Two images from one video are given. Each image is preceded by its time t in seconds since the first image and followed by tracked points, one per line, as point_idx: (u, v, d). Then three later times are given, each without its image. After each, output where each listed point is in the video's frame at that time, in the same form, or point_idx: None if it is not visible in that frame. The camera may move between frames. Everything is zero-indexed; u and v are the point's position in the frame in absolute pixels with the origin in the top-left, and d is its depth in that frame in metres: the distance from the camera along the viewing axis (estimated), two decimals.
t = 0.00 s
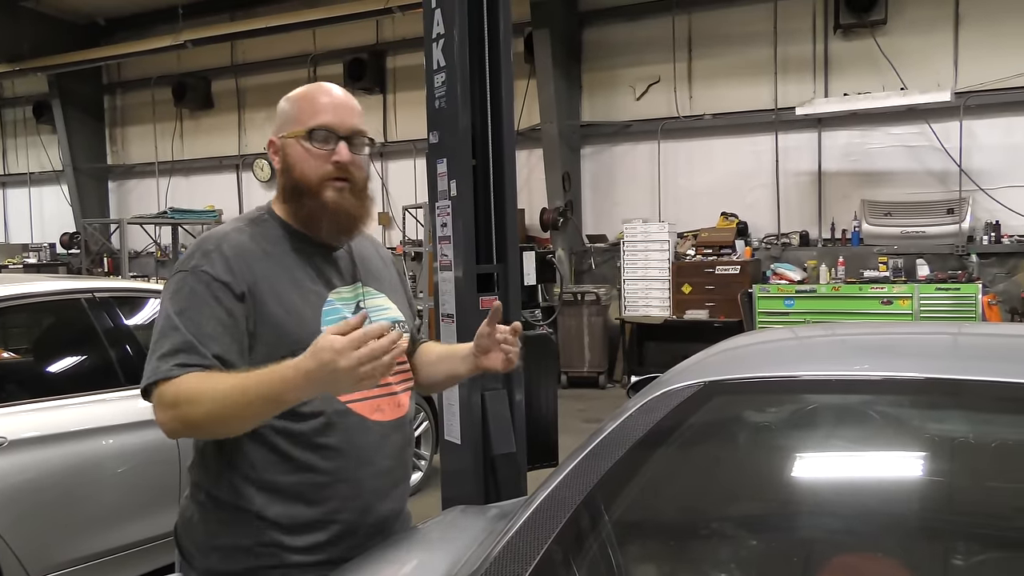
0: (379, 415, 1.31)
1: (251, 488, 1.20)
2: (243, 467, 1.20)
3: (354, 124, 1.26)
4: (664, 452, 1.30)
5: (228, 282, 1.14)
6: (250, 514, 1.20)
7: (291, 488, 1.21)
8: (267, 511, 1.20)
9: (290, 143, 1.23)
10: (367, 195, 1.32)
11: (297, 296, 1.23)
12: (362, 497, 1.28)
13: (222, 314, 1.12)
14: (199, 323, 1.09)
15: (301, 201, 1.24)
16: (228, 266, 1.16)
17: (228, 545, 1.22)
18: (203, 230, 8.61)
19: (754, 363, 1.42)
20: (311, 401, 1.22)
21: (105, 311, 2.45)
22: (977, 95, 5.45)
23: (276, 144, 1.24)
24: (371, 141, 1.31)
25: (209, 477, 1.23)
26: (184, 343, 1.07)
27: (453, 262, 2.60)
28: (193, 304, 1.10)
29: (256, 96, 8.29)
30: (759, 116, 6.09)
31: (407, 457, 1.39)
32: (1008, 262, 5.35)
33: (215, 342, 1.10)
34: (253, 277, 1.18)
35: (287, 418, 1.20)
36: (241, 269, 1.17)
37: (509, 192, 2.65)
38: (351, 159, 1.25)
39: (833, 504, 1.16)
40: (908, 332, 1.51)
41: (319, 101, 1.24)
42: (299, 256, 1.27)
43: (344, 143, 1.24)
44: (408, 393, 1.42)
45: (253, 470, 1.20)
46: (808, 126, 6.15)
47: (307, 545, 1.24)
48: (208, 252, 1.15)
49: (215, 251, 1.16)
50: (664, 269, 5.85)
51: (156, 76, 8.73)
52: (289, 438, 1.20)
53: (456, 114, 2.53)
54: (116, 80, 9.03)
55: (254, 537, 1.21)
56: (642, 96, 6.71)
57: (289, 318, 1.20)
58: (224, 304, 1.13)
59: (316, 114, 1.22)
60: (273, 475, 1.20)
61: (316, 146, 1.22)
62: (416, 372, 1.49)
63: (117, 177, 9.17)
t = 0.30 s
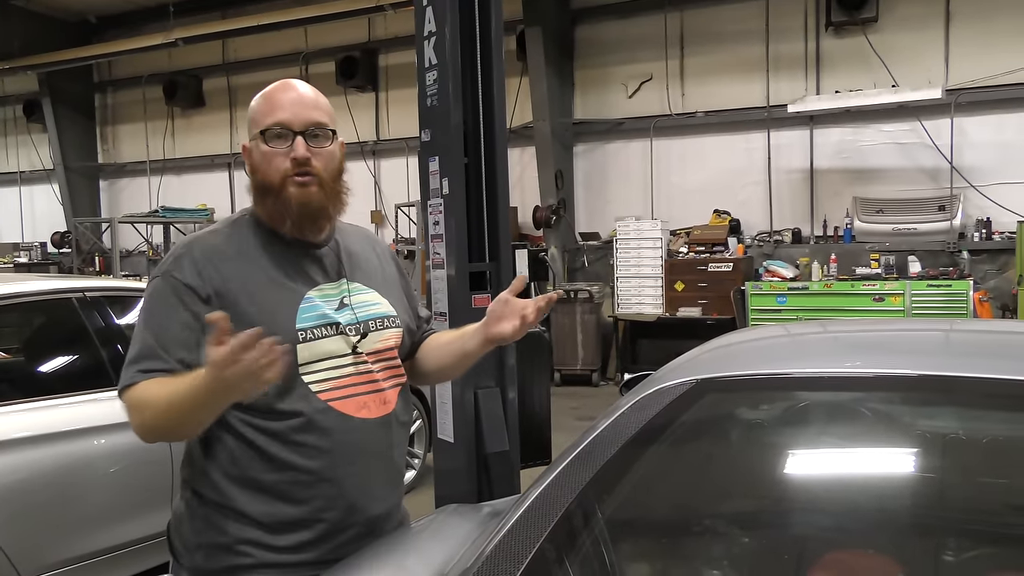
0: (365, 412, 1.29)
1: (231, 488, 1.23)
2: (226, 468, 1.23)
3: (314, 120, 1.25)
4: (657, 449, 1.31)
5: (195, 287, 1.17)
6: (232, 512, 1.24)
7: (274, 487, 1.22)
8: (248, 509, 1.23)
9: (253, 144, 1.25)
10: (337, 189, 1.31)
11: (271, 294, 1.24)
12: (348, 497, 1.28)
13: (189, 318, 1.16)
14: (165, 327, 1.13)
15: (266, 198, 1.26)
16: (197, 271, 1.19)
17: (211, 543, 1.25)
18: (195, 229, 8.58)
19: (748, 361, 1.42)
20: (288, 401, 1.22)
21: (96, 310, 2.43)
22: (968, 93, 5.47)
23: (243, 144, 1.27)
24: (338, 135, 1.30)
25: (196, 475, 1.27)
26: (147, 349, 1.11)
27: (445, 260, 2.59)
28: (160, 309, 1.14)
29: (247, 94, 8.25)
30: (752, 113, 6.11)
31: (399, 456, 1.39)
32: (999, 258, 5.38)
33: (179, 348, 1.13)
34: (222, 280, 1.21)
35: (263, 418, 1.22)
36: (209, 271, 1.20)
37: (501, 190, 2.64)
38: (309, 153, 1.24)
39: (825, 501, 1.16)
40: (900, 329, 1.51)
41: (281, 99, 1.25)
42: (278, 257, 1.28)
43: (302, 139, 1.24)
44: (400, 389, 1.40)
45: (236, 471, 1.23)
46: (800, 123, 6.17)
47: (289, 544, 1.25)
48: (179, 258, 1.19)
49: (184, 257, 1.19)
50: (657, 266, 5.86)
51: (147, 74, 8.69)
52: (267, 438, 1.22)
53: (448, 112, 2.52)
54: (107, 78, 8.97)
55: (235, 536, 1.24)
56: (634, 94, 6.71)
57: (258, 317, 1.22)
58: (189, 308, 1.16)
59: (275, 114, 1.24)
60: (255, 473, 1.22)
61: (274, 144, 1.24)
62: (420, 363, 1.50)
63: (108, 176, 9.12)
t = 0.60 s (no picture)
0: (358, 414, 1.29)
1: (226, 488, 1.24)
2: (222, 467, 1.24)
3: (306, 118, 1.25)
4: (653, 447, 1.31)
5: (180, 292, 1.18)
6: (226, 511, 1.24)
7: (269, 488, 1.23)
8: (241, 509, 1.23)
9: (245, 142, 1.25)
10: (329, 186, 1.31)
11: (260, 295, 1.23)
12: (342, 498, 1.27)
13: (172, 325, 1.17)
14: (148, 335, 1.15)
15: (259, 199, 1.26)
16: (185, 276, 1.20)
17: (205, 543, 1.25)
18: (191, 229, 8.56)
19: (743, 360, 1.42)
20: (282, 402, 1.23)
21: (91, 311, 2.42)
22: (963, 92, 5.48)
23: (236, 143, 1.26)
24: (331, 134, 1.30)
25: (191, 474, 1.27)
26: (130, 356, 1.13)
27: (441, 260, 2.59)
28: (144, 317, 1.16)
29: (242, 93, 8.22)
30: (747, 112, 6.10)
31: (395, 455, 1.38)
32: (994, 257, 5.40)
33: (159, 354, 1.15)
34: (209, 283, 1.20)
35: (257, 419, 1.23)
36: (196, 275, 1.20)
37: (497, 189, 2.64)
38: (300, 152, 1.24)
39: (820, 500, 1.16)
40: (896, 327, 1.51)
41: (274, 97, 1.24)
42: (272, 257, 1.28)
43: (293, 137, 1.24)
44: (395, 390, 1.39)
45: (231, 471, 1.23)
46: (796, 122, 6.18)
47: (282, 546, 1.25)
48: (169, 263, 1.20)
49: (174, 263, 1.21)
50: (653, 265, 5.86)
51: (142, 74, 8.66)
52: (261, 438, 1.23)
53: (443, 112, 2.51)
54: (101, 78, 8.94)
55: (228, 536, 1.24)
56: (630, 93, 6.71)
57: (244, 320, 1.21)
58: (173, 317, 1.17)
59: (267, 112, 1.23)
60: (249, 472, 1.22)
61: (266, 145, 1.23)
62: (416, 367, 1.50)
63: (104, 176, 9.09)
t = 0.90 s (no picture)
0: (358, 414, 1.29)
1: (225, 488, 1.24)
2: (221, 467, 1.23)
3: (306, 120, 1.25)
4: (651, 448, 1.31)
5: (181, 292, 1.18)
6: (226, 511, 1.24)
7: (268, 487, 1.23)
8: (241, 509, 1.23)
9: (245, 143, 1.25)
10: (329, 188, 1.31)
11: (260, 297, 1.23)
12: (342, 497, 1.28)
13: (174, 324, 1.16)
14: (150, 335, 1.14)
15: (258, 201, 1.25)
16: (185, 276, 1.19)
17: (204, 543, 1.25)
18: (190, 229, 8.56)
19: (742, 360, 1.42)
20: (281, 402, 1.23)
21: (90, 310, 2.42)
22: (962, 93, 5.49)
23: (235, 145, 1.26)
24: (331, 136, 1.30)
25: (191, 474, 1.27)
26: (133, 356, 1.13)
27: (441, 260, 2.59)
28: (146, 316, 1.15)
29: (242, 93, 8.22)
30: (746, 113, 6.10)
31: (394, 455, 1.38)
32: (992, 257, 5.41)
33: (162, 354, 1.15)
34: (210, 284, 1.20)
35: (257, 419, 1.23)
36: (198, 276, 1.20)
37: (496, 189, 2.64)
38: (301, 155, 1.24)
39: (818, 501, 1.16)
40: (894, 328, 1.51)
41: (276, 98, 1.25)
42: (272, 257, 1.28)
43: (293, 139, 1.24)
44: (394, 390, 1.40)
45: (231, 470, 1.23)
46: (795, 123, 6.18)
47: (282, 545, 1.25)
48: (170, 263, 1.20)
49: (175, 264, 1.20)
50: (652, 265, 5.86)
51: (141, 74, 8.66)
52: (260, 438, 1.23)
53: (443, 112, 2.51)
54: (100, 78, 8.94)
55: (228, 535, 1.24)
56: (629, 93, 6.71)
57: (245, 320, 1.21)
58: (175, 316, 1.17)
59: (268, 113, 1.23)
60: (249, 472, 1.23)
61: (266, 146, 1.23)
62: (413, 366, 1.51)
63: (103, 176, 9.09)
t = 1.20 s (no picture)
0: (359, 413, 1.29)
1: (226, 487, 1.24)
2: (221, 466, 1.23)
3: (312, 122, 1.25)
4: (651, 448, 1.30)
5: (181, 292, 1.18)
6: (226, 510, 1.24)
7: (269, 487, 1.23)
8: (241, 508, 1.23)
9: (250, 144, 1.24)
10: (332, 191, 1.31)
11: (261, 297, 1.23)
12: (342, 497, 1.27)
13: (174, 322, 1.16)
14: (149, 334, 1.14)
15: (261, 202, 1.25)
16: (185, 275, 1.19)
17: (204, 542, 1.25)
18: (189, 228, 8.56)
19: (742, 361, 1.42)
20: (282, 402, 1.22)
21: (89, 309, 2.42)
22: (962, 95, 5.49)
23: (237, 144, 1.26)
24: (335, 139, 1.30)
25: (191, 473, 1.27)
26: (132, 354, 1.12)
27: (440, 260, 2.59)
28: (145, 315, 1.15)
29: (242, 92, 8.21)
30: (746, 114, 6.10)
31: (394, 455, 1.38)
32: (992, 260, 5.40)
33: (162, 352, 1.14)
34: (211, 284, 1.20)
35: (258, 418, 1.23)
36: (199, 274, 1.20)
37: (496, 189, 2.64)
38: (305, 157, 1.24)
39: (817, 502, 1.16)
40: (894, 330, 1.51)
41: (281, 98, 1.24)
42: (273, 257, 1.28)
43: (298, 142, 1.23)
44: (395, 389, 1.39)
45: (231, 470, 1.23)
46: (794, 125, 6.19)
47: (282, 545, 1.24)
48: (169, 262, 1.20)
49: (175, 262, 1.20)
50: (651, 266, 5.86)
51: (141, 73, 8.66)
52: (260, 437, 1.22)
53: (442, 112, 2.51)
54: (101, 77, 8.95)
55: (228, 534, 1.23)
56: (629, 94, 6.71)
57: (245, 320, 1.21)
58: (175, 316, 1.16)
59: (274, 114, 1.23)
60: (249, 472, 1.22)
61: (271, 148, 1.23)
62: (411, 361, 1.50)
63: (103, 175, 9.10)
